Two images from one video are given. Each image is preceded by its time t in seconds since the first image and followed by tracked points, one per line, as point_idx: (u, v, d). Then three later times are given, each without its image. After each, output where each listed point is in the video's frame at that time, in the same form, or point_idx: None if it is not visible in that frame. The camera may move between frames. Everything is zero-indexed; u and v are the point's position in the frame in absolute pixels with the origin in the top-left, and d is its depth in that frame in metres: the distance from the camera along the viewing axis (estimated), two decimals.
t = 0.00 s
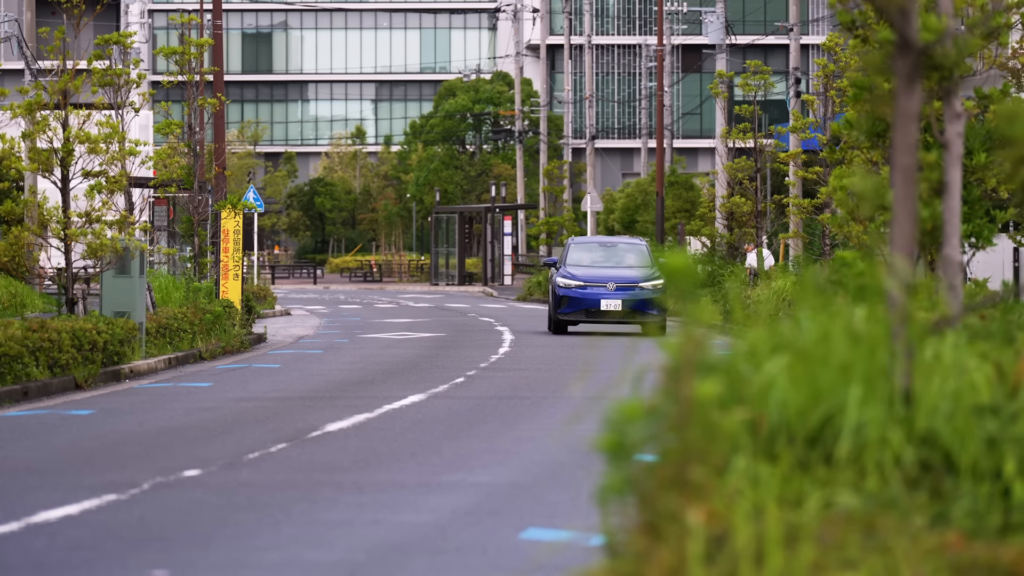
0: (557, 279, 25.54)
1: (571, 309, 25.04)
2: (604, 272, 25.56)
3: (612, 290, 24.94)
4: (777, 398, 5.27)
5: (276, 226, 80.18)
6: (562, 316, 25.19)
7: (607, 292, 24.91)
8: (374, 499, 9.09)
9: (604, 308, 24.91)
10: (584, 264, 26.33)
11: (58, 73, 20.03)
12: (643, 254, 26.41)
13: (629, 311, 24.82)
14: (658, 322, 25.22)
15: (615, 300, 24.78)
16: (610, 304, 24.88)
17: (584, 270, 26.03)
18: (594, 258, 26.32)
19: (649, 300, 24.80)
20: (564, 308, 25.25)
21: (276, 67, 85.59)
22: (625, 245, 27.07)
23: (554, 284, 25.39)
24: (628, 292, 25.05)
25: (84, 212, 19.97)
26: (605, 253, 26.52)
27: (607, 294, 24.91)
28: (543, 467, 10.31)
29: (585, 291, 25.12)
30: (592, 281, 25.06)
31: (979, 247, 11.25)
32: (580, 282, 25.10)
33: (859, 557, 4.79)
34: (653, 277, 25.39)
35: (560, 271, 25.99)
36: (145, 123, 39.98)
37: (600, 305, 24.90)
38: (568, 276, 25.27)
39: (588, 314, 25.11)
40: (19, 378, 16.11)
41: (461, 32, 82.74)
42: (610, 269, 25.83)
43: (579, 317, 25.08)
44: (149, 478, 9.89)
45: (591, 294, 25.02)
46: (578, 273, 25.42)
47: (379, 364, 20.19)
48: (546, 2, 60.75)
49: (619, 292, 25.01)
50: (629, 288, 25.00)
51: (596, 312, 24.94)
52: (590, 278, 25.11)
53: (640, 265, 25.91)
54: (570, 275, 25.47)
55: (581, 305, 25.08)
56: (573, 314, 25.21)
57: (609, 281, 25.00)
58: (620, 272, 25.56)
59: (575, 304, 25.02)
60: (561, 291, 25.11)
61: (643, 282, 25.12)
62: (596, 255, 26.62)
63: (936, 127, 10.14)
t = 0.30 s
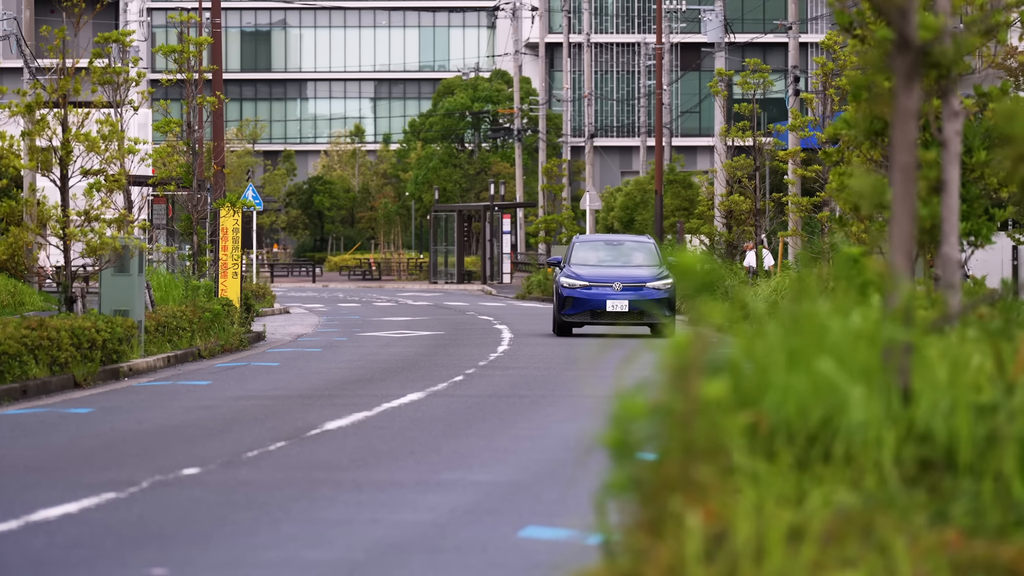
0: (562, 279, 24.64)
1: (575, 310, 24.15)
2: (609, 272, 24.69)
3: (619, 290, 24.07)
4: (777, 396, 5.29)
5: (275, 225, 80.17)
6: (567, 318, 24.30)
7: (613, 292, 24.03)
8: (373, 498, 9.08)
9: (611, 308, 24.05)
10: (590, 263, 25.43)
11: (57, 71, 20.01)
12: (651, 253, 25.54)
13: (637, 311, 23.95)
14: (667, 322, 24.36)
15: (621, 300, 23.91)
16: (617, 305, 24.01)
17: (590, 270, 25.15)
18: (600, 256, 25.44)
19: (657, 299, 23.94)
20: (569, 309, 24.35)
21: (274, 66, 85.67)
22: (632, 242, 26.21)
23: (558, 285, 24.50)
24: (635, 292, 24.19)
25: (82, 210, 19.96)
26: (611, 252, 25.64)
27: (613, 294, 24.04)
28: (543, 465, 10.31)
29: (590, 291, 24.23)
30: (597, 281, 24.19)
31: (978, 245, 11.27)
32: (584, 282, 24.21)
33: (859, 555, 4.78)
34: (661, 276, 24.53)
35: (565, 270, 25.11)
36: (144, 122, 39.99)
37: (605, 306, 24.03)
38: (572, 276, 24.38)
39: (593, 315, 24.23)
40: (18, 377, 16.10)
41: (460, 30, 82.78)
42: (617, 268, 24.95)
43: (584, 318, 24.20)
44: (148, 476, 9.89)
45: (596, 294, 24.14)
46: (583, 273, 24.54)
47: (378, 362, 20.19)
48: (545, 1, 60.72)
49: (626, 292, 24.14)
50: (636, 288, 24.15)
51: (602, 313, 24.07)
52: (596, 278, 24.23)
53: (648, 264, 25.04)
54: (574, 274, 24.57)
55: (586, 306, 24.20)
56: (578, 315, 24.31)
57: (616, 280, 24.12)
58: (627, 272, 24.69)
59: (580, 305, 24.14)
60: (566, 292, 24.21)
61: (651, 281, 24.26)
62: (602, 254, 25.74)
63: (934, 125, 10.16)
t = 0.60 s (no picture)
0: (564, 278, 23.79)
1: (578, 310, 23.32)
2: (614, 269, 23.84)
3: (624, 289, 23.24)
4: (773, 396, 5.27)
5: (275, 222, 80.19)
6: (569, 318, 23.45)
7: (619, 291, 23.20)
8: (373, 495, 9.09)
9: (616, 308, 23.22)
10: (595, 261, 24.59)
11: (56, 69, 19.99)
12: (658, 250, 24.67)
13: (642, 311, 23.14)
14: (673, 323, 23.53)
15: (627, 300, 23.11)
16: (622, 305, 23.18)
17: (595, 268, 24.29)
18: (606, 254, 24.56)
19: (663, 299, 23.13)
20: (572, 308, 23.50)
21: (273, 64, 85.58)
22: (639, 239, 25.33)
23: (560, 283, 23.67)
24: (641, 291, 23.37)
25: (82, 208, 19.95)
26: (617, 249, 24.77)
27: (618, 294, 23.21)
28: (543, 463, 10.29)
29: (594, 291, 23.39)
30: (601, 280, 23.36)
31: (977, 242, 11.28)
32: (588, 281, 23.38)
33: (857, 553, 4.76)
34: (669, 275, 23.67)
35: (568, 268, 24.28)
36: (143, 119, 40.04)
37: (610, 306, 23.19)
38: (576, 276, 23.52)
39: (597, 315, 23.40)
40: (17, 374, 16.11)
41: (458, 28, 82.68)
42: (622, 266, 24.12)
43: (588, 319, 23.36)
44: (146, 474, 9.89)
45: (601, 294, 23.30)
46: (587, 271, 23.70)
47: (377, 360, 20.21)
48: None
49: (631, 291, 23.33)
50: (642, 287, 23.32)
51: (607, 313, 23.24)
52: (601, 277, 23.41)
53: (655, 261, 24.17)
54: (578, 273, 23.74)
55: (590, 307, 23.36)
56: (581, 315, 23.48)
57: (621, 280, 23.28)
58: (633, 271, 23.85)
59: (584, 305, 23.30)
60: (569, 292, 23.37)
61: (658, 280, 23.45)
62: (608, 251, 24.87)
63: (933, 123, 10.15)
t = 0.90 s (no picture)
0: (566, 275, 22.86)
1: (581, 310, 22.38)
2: (618, 267, 22.91)
3: (629, 288, 22.31)
4: (772, 393, 5.26)
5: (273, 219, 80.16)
6: (571, 319, 22.50)
7: (623, 291, 22.27)
8: (372, 493, 9.09)
9: (620, 308, 22.28)
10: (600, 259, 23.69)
11: (56, 67, 19.97)
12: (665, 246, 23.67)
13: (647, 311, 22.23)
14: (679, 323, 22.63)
15: (631, 300, 22.18)
16: (626, 304, 22.25)
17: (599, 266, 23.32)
18: (610, 251, 23.57)
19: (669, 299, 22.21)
20: (573, 309, 22.54)
21: (273, 62, 85.61)
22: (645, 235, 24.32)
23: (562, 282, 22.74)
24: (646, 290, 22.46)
25: (80, 205, 19.93)
26: (623, 246, 23.76)
27: (623, 293, 22.28)
28: (541, 460, 10.31)
29: (596, 290, 22.47)
30: (605, 279, 22.43)
31: (976, 240, 11.28)
32: (591, 280, 22.44)
33: (856, 551, 4.76)
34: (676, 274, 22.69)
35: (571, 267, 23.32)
36: (142, 116, 40.03)
37: (614, 306, 22.25)
38: (578, 274, 22.58)
39: (600, 316, 22.46)
40: (16, 371, 16.10)
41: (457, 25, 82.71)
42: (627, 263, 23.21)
43: (591, 319, 22.41)
44: (145, 472, 9.89)
45: (604, 293, 22.37)
46: (590, 269, 22.75)
47: (376, 357, 20.21)
48: None
49: (636, 291, 22.40)
50: (648, 285, 22.41)
51: (610, 313, 22.31)
52: (605, 276, 22.47)
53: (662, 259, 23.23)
54: (580, 271, 22.80)
55: (594, 307, 22.42)
56: (583, 315, 22.53)
57: (626, 278, 22.36)
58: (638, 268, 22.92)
59: (587, 305, 22.35)
60: (571, 291, 22.42)
61: (664, 279, 22.51)
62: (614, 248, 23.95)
63: (931, 120, 10.15)
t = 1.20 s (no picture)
0: (570, 275, 21.87)
1: (584, 311, 21.39)
2: (624, 266, 21.92)
3: (635, 288, 21.32)
4: (775, 388, 5.22)
5: (276, 217, 80.19)
6: (574, 320, 21.50)
7: (629, 291, 21.29)
8: (374, 490, 9.10)
9: (626, 309, 21.29)
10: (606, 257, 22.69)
11: (56, 64, 20.05)
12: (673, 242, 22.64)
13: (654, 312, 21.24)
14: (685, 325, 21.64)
15: (637, 300, 21.18)
16: (632, 305, 21.25)
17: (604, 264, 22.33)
18: (617, 249, 22.57)
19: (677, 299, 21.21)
20: (577, 310, 21.55)
21: (275, 59, 85.54)
22: (653, 233, 23.30)
23: (566, 282, 21.76)
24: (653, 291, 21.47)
25: (83, 203, 19.94)
26: (629, 244, 22.76)
27: (629, 294, 21.29)
28: (544, 457, 10.30)
29: (601, 290, 21.47)
30: (610, 278, 21.44)
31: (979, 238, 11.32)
32: (596, 279, 21.44)
33: (860, 548, 4.78)
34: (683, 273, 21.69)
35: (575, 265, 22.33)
36: (145, 114, 40.09)
37: (619, 307, 21.27)
38: (582, 273, 21.59)
39: (605, 317, 21.47)
40: (18, 368, 16.11)
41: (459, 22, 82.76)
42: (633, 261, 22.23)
43: (595, 321, 21.43)
44: (148, 469, 9.89)
45: (609, 294, 21.38)
46: (595, 268, 21.73)
47: (379, 355, 20.22)
48: None
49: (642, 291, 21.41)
50: (654, 287, 21.42)
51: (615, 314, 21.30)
52: (610, 275, 21.48)
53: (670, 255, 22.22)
54: (585, 271, 21.82)
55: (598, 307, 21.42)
56: (587, 317, 21.55)
57: (632, 277, 21.36)
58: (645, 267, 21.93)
59: (591, 305, 21.36)
60: (574, 291, 21.43)
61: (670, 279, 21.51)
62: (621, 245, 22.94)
63: (935, 117, 10.16)
